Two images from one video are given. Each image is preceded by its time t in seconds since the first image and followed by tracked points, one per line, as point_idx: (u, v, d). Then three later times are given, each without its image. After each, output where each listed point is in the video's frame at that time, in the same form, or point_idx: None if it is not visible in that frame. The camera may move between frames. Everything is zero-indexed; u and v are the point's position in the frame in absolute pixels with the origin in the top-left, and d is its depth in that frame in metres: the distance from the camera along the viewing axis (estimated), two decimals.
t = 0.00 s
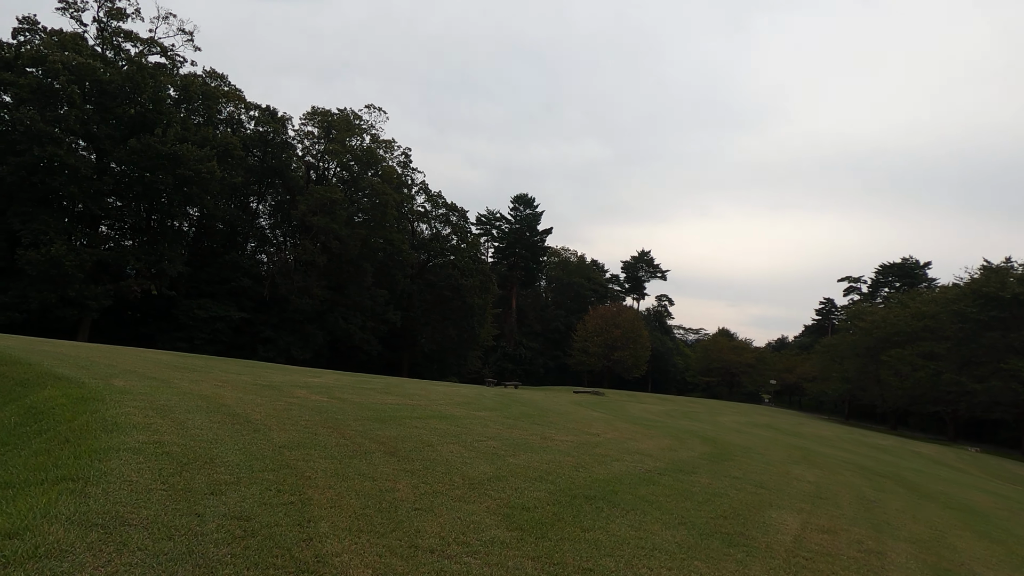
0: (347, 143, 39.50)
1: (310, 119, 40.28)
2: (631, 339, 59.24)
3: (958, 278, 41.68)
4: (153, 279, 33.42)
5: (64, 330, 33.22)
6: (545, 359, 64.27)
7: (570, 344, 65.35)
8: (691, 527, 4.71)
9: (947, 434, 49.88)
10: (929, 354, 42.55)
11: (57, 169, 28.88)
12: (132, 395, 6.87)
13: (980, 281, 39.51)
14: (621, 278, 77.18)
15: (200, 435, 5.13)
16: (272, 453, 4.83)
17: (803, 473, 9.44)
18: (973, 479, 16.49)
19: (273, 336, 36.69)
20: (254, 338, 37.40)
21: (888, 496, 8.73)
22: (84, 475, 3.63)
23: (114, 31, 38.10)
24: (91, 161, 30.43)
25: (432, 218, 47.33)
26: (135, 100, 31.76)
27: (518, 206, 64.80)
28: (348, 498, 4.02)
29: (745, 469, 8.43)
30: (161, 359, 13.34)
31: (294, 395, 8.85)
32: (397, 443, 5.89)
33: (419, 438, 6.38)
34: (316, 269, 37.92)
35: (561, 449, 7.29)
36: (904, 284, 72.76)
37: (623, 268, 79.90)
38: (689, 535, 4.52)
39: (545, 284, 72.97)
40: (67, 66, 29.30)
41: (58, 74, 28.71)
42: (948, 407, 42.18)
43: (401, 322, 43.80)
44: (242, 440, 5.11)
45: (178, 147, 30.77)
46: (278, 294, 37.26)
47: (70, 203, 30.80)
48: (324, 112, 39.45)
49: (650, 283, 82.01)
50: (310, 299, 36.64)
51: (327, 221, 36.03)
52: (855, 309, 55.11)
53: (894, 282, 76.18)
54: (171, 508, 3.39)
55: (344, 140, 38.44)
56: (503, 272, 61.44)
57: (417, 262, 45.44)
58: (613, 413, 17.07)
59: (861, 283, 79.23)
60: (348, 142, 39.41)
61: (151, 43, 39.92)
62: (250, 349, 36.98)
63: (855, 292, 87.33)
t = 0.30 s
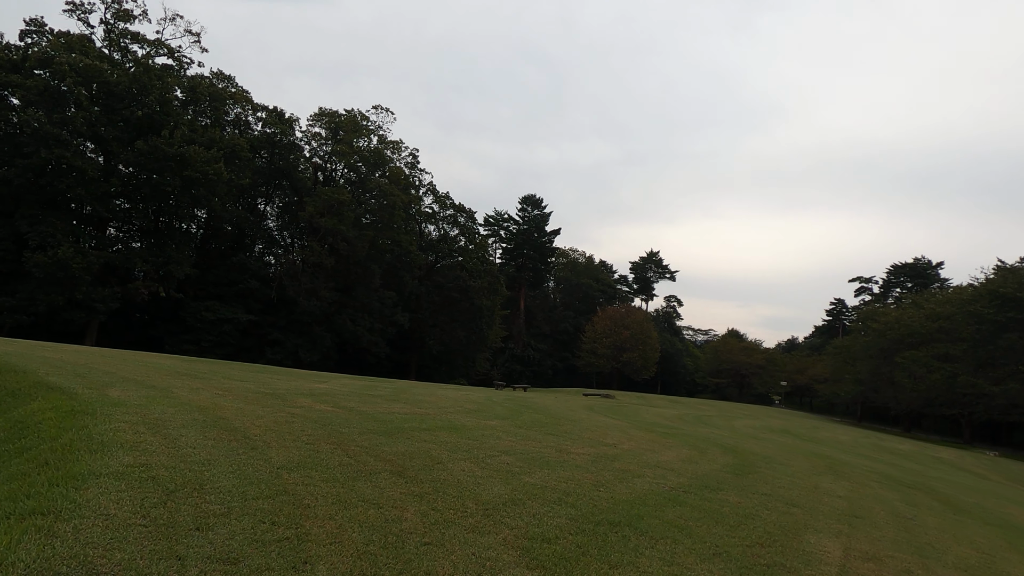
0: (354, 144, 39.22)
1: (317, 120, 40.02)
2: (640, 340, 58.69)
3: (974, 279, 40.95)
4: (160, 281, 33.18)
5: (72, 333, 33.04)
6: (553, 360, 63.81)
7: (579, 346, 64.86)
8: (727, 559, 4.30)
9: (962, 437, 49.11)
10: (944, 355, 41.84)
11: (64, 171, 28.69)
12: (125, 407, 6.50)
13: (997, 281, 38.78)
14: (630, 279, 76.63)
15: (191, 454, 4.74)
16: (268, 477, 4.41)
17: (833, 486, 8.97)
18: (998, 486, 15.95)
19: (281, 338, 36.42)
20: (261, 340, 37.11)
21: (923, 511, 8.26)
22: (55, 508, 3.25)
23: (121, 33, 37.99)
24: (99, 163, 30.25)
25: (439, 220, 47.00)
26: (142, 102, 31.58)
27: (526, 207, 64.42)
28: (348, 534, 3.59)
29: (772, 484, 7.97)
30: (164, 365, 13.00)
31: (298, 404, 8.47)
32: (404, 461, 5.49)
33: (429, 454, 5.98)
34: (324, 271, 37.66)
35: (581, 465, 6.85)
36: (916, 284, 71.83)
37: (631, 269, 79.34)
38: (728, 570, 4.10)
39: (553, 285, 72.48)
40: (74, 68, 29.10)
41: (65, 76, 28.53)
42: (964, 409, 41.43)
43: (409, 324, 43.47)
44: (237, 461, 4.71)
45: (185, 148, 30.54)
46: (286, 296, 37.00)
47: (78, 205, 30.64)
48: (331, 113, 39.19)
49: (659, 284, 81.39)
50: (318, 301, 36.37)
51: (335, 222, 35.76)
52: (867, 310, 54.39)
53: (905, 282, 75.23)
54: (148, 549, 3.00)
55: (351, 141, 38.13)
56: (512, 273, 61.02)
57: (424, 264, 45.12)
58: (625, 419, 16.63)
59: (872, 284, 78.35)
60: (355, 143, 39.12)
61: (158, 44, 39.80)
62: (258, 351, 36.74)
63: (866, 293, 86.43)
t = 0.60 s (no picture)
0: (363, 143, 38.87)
1: (326, 119, 39.72)
2: (651, 339, 58.09)
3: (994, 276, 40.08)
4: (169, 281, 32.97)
5: (81, 334, 32.88)
6: (564, 360, 63.32)
7: (589, 345, 64.32)
8: None
9: (981, 436, 48.21)
10: (963, 353, 41.01)
11: (73, 171, 28.48)
12: (118, 409, 6.10)
13: (1019, 277, 37.91)
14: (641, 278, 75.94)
15: (181, 461, 4.32)
16: (265, 485, 4.00)
17: (869, 491, 8.47)
18: None
19: (290, 339, 36.16)
20: (271, 340, 36.87)
21: (968, 519, 7.74)
22: (14, 525, 2.83)
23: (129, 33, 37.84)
24: (107, 163, 30.05)
25: (449, 219, 46.61)
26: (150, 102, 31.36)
27: (535, 206, 63.95)
28: (353, 555, 3.17)
29: (806, 489, 7.49)
30: (169, 365, 12.64)
31: (304, 406, 8.06)
32: (415, 467, 5.07)
33: (442, 460, 5.55)
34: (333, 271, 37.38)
35: (605, 470, 6.40)
36: (931, 282, 70.74)
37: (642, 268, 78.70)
38: None
39: (562, 284, 71.97)
40: (81, 68, 28.88)
41: (73, 76, 28.31)
42: (984, 408, 40.57)
43: (419, 324, 43.13)
44: (232, 468, 4.30)
45: (193, 148, 30.27)
46: (295, 296, 36.74)
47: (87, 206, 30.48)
48: (340, 112, 38.87)
49: (669, 283, 80.67)
50: (327, 301, 36.07)
51: (344, 222, 35.44)
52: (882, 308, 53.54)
53: (920, 280, 74.10)
54: None
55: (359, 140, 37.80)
56: (521, 273, 60.56)
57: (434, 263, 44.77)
58: (641, 420, 16.16)
59: (886, 282, 77.27)
60: (364, 142, 38.78)
61: (166, 44, 39.62)
62: (267, 352, 36.50)
63: (880, 290, 85.31)
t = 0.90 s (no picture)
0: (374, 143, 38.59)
1: (336, 120, 39.47)
2: (665, 339, 57.41)
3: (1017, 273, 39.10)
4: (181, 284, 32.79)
5: (94, 336, 32.77)
6: (576, 360, 62.75)
7: (602, 345, 63.71)
8: None
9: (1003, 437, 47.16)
10: (985, 353, 40.06)
11: (84, 174, 28.32)
12: (112, 422, 5.74)
13: None
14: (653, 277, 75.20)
15: (172, 485, 3.92)
16: (265, 517, 3.60)
17: (912, 505, 7.96)
18: None
19: (302, 340, 35.91)
20: (283, 342, 36.65)
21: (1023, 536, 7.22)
22: None
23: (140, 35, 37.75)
24: (119, 165, 29.92)
25: (460, 219, 46.23)
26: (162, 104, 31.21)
27: (547, 205, 63.49)
28: None
29: (848, 505, 6.98)
30: (176, 370, 12.31)
31: (312, 416, 7.66)
32: (430, 489, 4.66)
33: (459, 478, 5.14)
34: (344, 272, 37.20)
35: (635, 488, 5.94)
36: (949, 280, 69.48)
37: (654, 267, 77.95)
38: None
39: (574, 283, 71.39)
40: (92, 70, 28.70)
41: (84, 78, 28.16)
42: (1007, 409, 39.61)
43: (431, 325, 42.80)
44: (229, 493, 3.90)
45: (205, 149, 30.07)
46: (307, 298, 36.50)
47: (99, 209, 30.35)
48: (350, 112, 38.59)
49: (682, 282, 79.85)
50: (339, 302, 35.79)
51: (355, 222, 35.20)
52: (900, 306, 52.68)
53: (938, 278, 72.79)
54: None
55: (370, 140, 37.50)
56: (533, 273, 60.09)
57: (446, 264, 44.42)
58: (661, 424, 15.64)
59: (903, 279, 76.02)
60: (375, 143, 38.46)
61: (177, 46, 39.54)
62: (279, 353, 36.15)
63: (896, 289, 84.07)
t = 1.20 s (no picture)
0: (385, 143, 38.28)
1: (347, 119, 39.19)
2: (678, 338, 56.79)
3: None
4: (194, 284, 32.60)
5: (107, 337, 32.69)
6: (588, 359, 62.23)
7: (614, 344, 63.14)
8: None
9: None
10: (1007, 351, 39.16)
11: (96, 174, 28.14)
12: (111, 429, 5.37)
13: None
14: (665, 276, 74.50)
15: (169, 503, 3.53)
16: (273, 541, 3.19)
17: (963, 515, 7.46)
18: None
19: (313, 340, 35.67)
20: (295, 343, 36.45)
21: None
22: None
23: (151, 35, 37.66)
24: (131, 165, 29.78)
25: (472, 218, 45.85)
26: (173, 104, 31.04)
27: (558, 204, 63.03)
28: None
29: (898, 517, 6.50)
30: (186, 372, 11.98)
31: (324, 420, 7.28)
32: (454, 504, 4.25)
33: (485, 491, 4.73)
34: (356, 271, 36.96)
35: (672, 499, 5.50)
36: (966, 277, 68.29)
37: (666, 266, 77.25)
38: None
39: (586, 282, 70.80)
40: (103, 70, 28.51)
41: (94, 79, 27.99)
42: None
43: (442, 325, 42.48)
44: (233, 512, 3.50)
45: (216, 149, 29.86)
46: (319, 298, 36.27)
47: (112, 209, 30.23)
48: (361, 111, 38.29)
49: (694, 280, 79.08)
50: (351, 302, 35.54)
51: (366, 222, 34.91)
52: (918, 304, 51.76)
53: (955, 275, 71.56)
54: None
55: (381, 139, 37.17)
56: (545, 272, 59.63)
57: (457, 263, 44.07)
58: (682, 426, 15.15)
59: (919, 277, 74.83)
60: (386, 142, 38.12)
61: (188, 46, 39.43)
62: (291, 354, 35.88)
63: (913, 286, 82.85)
